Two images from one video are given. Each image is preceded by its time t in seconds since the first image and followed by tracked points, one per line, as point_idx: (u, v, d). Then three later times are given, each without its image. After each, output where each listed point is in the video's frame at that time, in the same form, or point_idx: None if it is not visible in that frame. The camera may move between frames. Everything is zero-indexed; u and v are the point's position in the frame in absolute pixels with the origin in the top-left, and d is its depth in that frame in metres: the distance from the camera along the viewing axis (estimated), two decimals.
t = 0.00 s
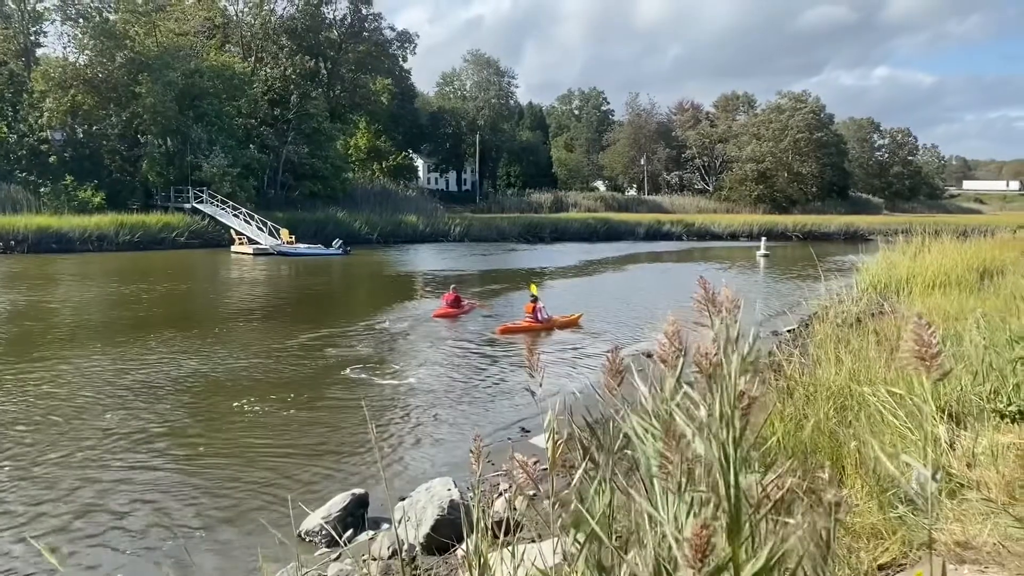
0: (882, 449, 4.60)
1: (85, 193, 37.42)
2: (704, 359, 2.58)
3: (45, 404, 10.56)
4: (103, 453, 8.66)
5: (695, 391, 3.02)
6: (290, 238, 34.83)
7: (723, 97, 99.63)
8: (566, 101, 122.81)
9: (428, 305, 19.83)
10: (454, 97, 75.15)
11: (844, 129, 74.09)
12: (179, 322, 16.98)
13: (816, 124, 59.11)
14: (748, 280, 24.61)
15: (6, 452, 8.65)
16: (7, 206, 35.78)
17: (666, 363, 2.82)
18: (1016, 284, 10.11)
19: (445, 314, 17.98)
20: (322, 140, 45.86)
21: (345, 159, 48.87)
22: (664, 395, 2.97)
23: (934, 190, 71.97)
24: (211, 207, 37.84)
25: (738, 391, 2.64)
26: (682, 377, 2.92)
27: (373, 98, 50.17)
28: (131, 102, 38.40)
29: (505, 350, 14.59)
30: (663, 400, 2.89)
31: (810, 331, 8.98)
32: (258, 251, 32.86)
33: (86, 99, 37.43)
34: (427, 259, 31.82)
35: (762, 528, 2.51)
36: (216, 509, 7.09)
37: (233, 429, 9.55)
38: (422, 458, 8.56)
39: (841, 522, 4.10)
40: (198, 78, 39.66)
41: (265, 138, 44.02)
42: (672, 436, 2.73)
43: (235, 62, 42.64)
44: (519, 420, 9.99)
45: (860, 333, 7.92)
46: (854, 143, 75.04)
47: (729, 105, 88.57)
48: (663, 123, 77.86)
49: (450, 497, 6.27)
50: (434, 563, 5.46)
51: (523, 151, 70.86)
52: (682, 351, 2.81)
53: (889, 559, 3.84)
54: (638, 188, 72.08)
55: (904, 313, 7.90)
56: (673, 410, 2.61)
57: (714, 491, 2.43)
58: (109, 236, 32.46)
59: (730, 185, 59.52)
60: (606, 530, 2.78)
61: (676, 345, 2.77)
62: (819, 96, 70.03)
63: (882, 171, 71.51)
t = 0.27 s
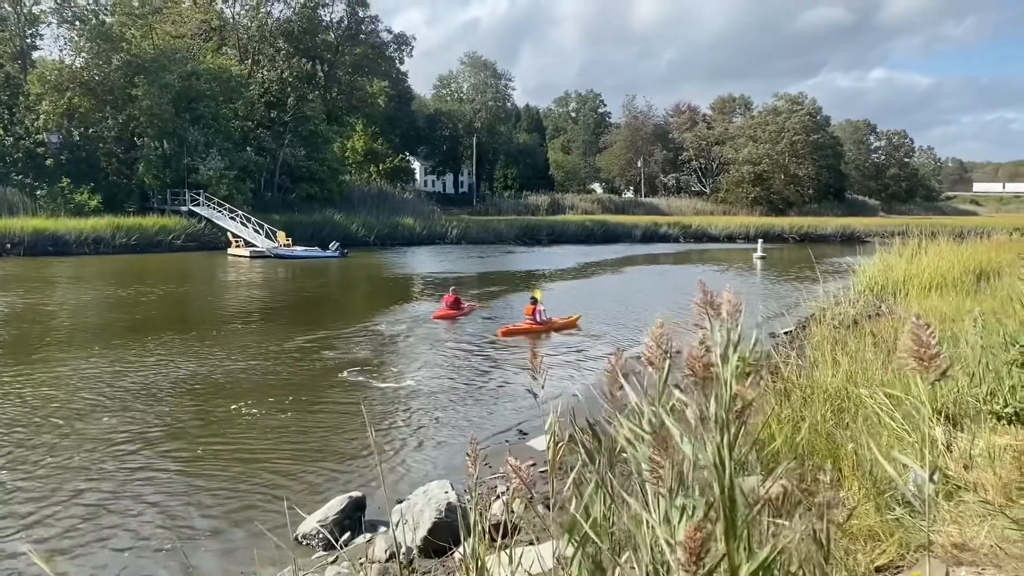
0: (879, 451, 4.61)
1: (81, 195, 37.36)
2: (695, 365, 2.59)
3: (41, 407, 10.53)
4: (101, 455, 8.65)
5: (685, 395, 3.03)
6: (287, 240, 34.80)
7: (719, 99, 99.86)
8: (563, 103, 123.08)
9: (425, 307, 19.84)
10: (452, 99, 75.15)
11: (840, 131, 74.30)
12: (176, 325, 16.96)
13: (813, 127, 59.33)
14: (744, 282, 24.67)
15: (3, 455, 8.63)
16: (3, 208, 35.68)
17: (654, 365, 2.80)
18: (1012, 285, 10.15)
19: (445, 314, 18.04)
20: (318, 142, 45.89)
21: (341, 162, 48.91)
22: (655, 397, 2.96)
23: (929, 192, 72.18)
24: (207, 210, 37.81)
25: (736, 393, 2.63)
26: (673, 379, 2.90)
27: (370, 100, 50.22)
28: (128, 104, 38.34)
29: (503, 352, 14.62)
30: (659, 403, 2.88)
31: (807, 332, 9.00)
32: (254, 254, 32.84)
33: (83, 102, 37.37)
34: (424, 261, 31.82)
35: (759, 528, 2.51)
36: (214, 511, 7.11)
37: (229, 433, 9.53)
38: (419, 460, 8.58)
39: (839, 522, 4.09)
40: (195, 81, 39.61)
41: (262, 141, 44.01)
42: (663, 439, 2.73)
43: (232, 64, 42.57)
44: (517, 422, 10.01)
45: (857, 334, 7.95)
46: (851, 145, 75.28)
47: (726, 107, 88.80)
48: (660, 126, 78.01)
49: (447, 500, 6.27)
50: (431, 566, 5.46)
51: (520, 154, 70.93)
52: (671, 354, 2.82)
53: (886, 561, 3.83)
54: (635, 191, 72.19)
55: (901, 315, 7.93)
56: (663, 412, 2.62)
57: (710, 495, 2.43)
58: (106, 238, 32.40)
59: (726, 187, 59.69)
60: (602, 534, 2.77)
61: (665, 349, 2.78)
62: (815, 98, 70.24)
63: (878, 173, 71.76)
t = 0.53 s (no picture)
0: (876, 453, 4.61)
1: (78, 198, 37.29)
2: (689, 366, 2.58)
3: (38, 410, 10.50)
4: (98, 458, 8.63)
5: (680, 396, 3.01)
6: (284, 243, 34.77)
7: (716, 102, 100.00)
8: (560, 105, 123.20)
9: (423, 310, 19.83)
10: (449, 101, 75.16)
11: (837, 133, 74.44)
12: (173, 328, 16.92)
13: (809, 129, 59.45)
14: (741, 284, 24.69)
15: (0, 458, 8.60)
16: None
17: (640, 366, 2.79)
18: (1008, 287, 10.18)
19: (445, 316, 18.14)
20: (316, 145, 45.91)
21: (339, 164, 48.90)
22: (647, 399, 2.95)
23: (926, 194, 72.34)
24: (204, 212, 37.79)
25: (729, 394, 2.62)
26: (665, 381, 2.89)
27: (367, 102, 50.24)
28: (124, 106, 38.28)
29: (501, 354, 14.61)
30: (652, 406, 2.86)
31: (804, 334, 9.02)
32: (252, 256, 32.80)
33: (80, 104, 37.31)
34: (421, 264, 31.81)
35: (756, 528, 2.50)
36: (212, 513, 7.10)
37: (227, 435, 9.51)
38: (416, 463, 8.57)
39: (836, 525, 4.08)
40: (192, 83, 39.52)
41: (259, 143, 44.00)
42: (655, 440, 2.73)
43: (229, 66, 42.51)
44: (515, 425, 10.00)
45: (855, 336, 7.96)
46: (847, 147, 75.38)
47: (722, 109, 88.94)
48: (657, 128, 78.09)
49: (445, 503, 6.26)
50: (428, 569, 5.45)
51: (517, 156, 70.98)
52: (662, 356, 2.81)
53: (884, 563, 3.82)
54: (632, 192, 72.30)
55: (898, 316, 7.94)
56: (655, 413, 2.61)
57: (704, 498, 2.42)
58: (102, 241, 32.34)
59: (723, 189, 59.80)
60: (598, 537, 2.75)
61: (653, 351, 2.76)
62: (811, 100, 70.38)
63: (875, 175, 71.89)
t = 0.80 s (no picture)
0: (872, 454, 4.61)
1: (75, 201, 37.24)
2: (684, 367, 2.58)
3: (35, 413, 10.47)
4: (95, 461, 8.60)
5: (674, 397, 3.01)
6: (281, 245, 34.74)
7: (713, 104, 100.13)
8: (556, 107, 123.28)
9: (420, 312, 19.82)
10: (446, 103, 75.19)
11: (833, 135, 74.56)
12: (169, 330, 16.90)
13: (806, 130, 59.54)
14: (739, 286, 24.70)
15: None
16: None
17: (630, 369, 2.79)
18: (1004, 289, 10.22)
19: (444, 317, 18.27)
20: (313, 147, 45.94)
21: (336, 166, 48.88)
22: (639, 400, 2.95)
23: (922, 196, 72.48)
24: (201, 215, 37.76)
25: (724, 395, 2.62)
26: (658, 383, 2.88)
27: (364, 104, 50.25)
28: (121, 109, 38.22)
29: (498, 356, 14.62)
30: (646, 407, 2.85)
31: (802, 335, 9.03)
32: (249, 259, 32.77)
33: (76, 106, 37.25)
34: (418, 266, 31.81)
35: (750, 529, 2.49)
36: (210, 516, 7.08)
37: (224, 438, 9.50)
38: (413, 465, 8.56)
39: (835, 526, 4.07)
40: (189, 86, 39.43)
41: (256, 145, 43.99)
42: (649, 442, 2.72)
43: (226, 69, 42.45)
44: (512, 427, 10.00)
45: (851, 338, 7.98)
46: (844, 149, 75.49)
47: (719, 111, 89.09)
48: (654, 129, 78.17)
49: (442, 505, 6.25)
50: (426, 570, 5.44)
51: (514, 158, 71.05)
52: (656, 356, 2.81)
53: (882, 563, 3.81)
54: (629, 194, 72.38)
55: (895, 318, 7.96)
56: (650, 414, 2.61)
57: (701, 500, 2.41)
58: (99, 243, 32.28)
59: (720, 191, 59.88)
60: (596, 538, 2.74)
61: (642, 352, 2.75)
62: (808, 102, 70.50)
63: (871, 177, 72.02)
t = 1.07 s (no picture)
0: (869, 456, 4.62)
1: (71, 203, 37.17)
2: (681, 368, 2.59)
3: (32, 416, 10.45)
4: (92, 463, 8.59)
5: (670, 398, 3.02)
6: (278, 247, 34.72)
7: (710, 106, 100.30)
8: (554, 108, 123.40)
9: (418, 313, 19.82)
10: (444, 104, 75.27)
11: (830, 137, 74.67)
12: (166, 332, 16.88)
13: (802, 132, 59.64)
14: (736, 287, 24.72)
15: None
16: None
17: (624, 371, 2.79)
18: (1000, 290, 10.24)
19: (444, 318, 18.32)
20: (310, 149, 45.97)
21: (333, 168, 48.90)
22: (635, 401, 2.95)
23: (919, 198, 72.63)
24: (198, 217, 37.75)
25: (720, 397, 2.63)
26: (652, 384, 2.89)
27: (361, 106, 50.27)
28: (118, 110, 38.18)
29: (495, 358, 14.61)
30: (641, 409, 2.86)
31: (798, 336, 9.04)
32: (246, 261, 32.71)
33: (73, 108, 37.21)
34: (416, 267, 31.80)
35: (749, 532, 2.50)
36: (207, 519, 7.06)
37: (221, 440, 9.48)
38: (410, 467, 8.55)
39: (831, 528, 4.07)
40: (186, 87, 39.27)
41: (253, 147, 43.99)
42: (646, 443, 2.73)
43: (223, 71, 42.39)
44: (509, 428, 10.01)
45: (848, 339, 7.99)
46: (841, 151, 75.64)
47: (716, 113, 89.25)
48: (652, 131, 78.26)
49: (439, 507, 6.23)
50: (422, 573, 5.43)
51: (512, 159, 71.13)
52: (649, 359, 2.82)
53: (878, 565, 3.80)
54: (626, 196, 72.47)
55: (892, 319, 7.98)
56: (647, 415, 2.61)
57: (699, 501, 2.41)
58: (95, 245, 32.23)
59: (717, 192, 59.97)
60: (593, 540, 2.74)
61: (636, 354, 2.77)
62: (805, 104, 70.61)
63: (868, 178, 72.16)
